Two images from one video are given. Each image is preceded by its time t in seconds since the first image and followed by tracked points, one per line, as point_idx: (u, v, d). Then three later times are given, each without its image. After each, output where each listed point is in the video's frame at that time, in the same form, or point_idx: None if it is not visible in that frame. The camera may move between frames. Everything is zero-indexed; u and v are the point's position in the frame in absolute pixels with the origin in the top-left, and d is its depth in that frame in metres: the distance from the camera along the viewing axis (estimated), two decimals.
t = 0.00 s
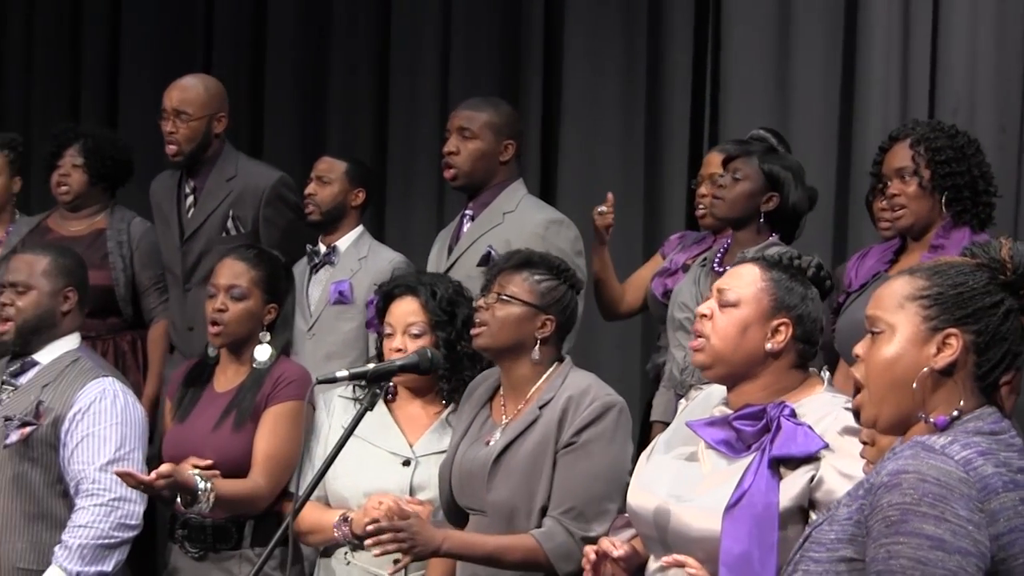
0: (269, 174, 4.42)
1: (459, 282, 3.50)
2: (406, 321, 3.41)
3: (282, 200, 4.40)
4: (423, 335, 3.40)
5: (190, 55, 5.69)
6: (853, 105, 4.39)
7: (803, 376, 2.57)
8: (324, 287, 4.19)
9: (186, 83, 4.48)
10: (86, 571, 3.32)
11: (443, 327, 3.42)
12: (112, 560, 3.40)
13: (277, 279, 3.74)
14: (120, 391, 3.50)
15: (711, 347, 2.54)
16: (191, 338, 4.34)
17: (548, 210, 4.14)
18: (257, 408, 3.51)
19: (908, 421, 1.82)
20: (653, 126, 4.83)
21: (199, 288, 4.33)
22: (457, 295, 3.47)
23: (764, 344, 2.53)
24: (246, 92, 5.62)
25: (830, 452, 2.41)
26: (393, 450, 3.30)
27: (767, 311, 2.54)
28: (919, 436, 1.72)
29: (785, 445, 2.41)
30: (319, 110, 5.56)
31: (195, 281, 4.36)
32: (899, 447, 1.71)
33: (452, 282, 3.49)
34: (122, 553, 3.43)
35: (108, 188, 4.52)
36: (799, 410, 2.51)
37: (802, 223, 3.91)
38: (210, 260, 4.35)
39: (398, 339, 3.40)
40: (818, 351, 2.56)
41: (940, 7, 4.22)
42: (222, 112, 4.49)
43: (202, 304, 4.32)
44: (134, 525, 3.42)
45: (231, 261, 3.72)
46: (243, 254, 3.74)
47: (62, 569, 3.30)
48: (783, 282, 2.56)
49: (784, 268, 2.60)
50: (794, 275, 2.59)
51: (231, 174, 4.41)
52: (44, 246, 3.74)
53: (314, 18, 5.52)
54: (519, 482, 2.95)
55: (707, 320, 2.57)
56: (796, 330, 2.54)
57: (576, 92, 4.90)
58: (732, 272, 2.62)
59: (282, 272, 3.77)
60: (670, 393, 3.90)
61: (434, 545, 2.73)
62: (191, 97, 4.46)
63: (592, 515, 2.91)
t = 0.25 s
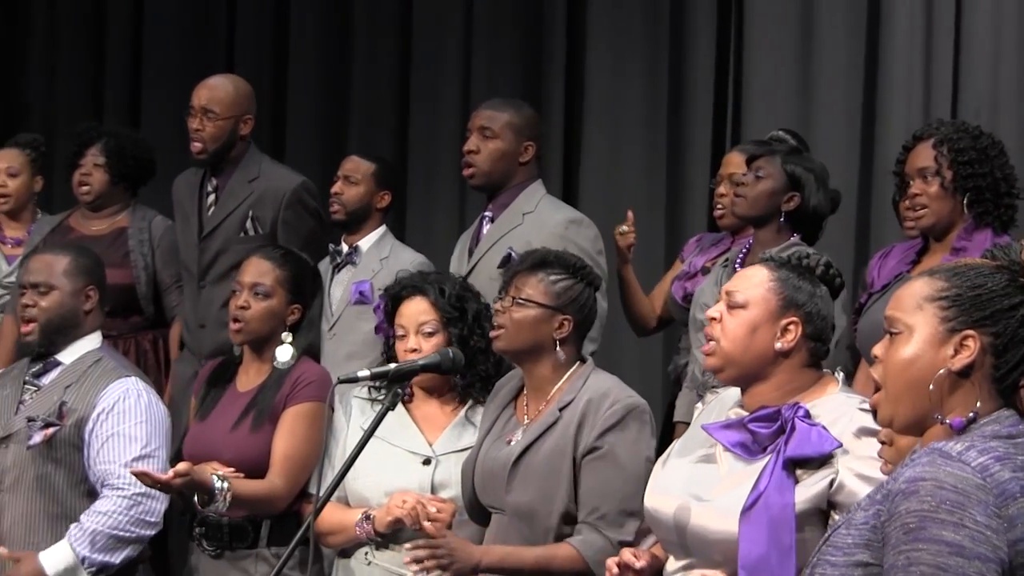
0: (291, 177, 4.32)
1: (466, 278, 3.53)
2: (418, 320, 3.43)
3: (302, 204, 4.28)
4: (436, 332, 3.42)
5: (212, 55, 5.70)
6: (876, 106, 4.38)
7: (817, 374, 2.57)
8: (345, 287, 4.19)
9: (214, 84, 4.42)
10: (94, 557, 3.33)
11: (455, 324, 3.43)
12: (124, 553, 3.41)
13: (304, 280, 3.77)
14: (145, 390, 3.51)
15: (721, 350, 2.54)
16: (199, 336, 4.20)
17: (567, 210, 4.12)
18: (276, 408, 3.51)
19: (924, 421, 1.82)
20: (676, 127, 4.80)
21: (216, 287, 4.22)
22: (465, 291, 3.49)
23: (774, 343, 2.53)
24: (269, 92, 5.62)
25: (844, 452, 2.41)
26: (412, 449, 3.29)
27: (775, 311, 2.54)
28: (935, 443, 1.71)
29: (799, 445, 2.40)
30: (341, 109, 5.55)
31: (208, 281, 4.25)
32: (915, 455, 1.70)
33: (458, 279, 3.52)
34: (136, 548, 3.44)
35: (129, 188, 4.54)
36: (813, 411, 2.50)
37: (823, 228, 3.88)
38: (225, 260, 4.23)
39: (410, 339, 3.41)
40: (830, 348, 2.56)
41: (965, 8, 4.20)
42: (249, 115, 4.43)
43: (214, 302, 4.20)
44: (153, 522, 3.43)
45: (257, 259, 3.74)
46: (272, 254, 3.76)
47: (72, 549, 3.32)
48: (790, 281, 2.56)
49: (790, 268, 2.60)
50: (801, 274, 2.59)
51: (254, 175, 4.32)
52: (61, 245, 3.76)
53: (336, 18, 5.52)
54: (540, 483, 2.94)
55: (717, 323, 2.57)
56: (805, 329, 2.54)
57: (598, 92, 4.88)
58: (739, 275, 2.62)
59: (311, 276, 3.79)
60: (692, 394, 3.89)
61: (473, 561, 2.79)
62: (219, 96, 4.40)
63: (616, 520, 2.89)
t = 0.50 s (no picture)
0: (312, 181, 4.33)
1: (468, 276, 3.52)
2: (423, 319, 3.42)
3: (321, 207, 4.29)
4: (441, 331, 3.42)
5: (228, 54, 5.70)
6: (892, 108, 4.38)
7: (824, 372, 2.56)
8: (362, 289, 4.19)
9: (239, 83, 4.44)
10: (95, 540, 3.36)
11: (458, 323, 3.42)
12: (128, 544, 3.42)
13: (320, 283, 3.77)
14: (159, 390, 3.52)
15: (726, 356, 2.55)
16: (210, 334, 4.19)
17: (581, 209, 4.13)
18: (286, 408, 3.51)
19: (933, 424, 1.81)
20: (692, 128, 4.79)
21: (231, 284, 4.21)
22: (469, 288, 3.48)
23: (777, 344, 2.52)
24: (285, 91, 5.62)
25: (853, 456, 2.41)
26: (425, 449, 3.30)
27: (775, 312, 2.53)
28: (944, 449, 1.70)
29: (807, 446, 2.40)
30: (356, 109, 5.54)
31: (223, 277, 4.24)
32: (924, 463, 1.69)
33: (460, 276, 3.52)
34: (142, 542, 3.45)
35: (144, 187, 4.56)
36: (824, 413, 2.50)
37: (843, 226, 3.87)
38: (241, 259, 4.23)
39: (416, 340, 3.41)
40: (837, 346, 2.54)
41: (982, 9, 4.20)
42: (273, 116, 4.45)
43: (227, 301, 4.20)
44: (164, 521, 3.43)
45: (275, 256, 3.75)
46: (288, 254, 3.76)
47: (78, 525, 3.36)
48: (788, 282, 2.56)
49: (789, 269, 2.60)
50: (799, 274, 2.58)
51: (275, 176, 4.33)
52: (71, 246, 3.77)
53: (352, 17, 5.51)
54: (552, 488, 2.93)
55: (720, 329, 2.57)
56: (807, 327, 2.53)
57: (614, 93, 4.87)
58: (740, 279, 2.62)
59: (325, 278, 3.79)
60: (709, 395, 3.90)
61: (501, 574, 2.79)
62: (244, 94, 4.42)
63: (635, 528, 2.87)
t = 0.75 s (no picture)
0: (324, 177, 4.35)
1: (471, 277, 3.52)
2: (427, 321, 3.43)
3: (332, 201, 4.31)
4: (446, 331, 3.42)
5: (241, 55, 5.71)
6: (905, 110, 4.37)
7: (823, 374, 2.55)
8: (373, 292, 4.20)
9: (256, 81, 4.45)
10: (103, 524, 3.38)
11: (463, 321, 3.42)
12: (132, 533, 3.44)
13: (336, 292, 3.78)
14: (168, 389, 3.53)
15: (723, 369, 2.55)
16: (221, 328, 4.21)
17: (598, 212, 4.13)
18: (298, 412, 3.51)
19: (948, 426, 1.81)
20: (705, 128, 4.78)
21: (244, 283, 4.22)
22: (472, 288, 3.49)
23: (771, 350, 2.53)
24: (298, 92, 5.62)
25: (852, 457, 2.41)
26: (430, 450, 3.31)
27: (765, 319, 2.54)
28: (958, 453, 1.69)
29: (807, 452, 2.41)
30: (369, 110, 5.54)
31: (233, 272, 4.25)
32: (939, 466, 1.68)
33: (462, 278, 3.52)
34: (146, 533, 3.46)
35: (158, 191, 4.56)
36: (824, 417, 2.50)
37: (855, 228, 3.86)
38: (253, 252, 4.25)
39: (422, 341, 3.42)
40: (832, 345, 2.54)
41: (995, 11, 4.19)
42: (290, 114, 4.46)
43: (239, 294, 4.22)
44: (172, 515, 3.45)
45: (293, 257, 3.77)
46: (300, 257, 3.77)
47: (86, 507, 3.38)
48: (775, 287, 2.57)
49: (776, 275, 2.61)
50: (787, 279, 2.59)
51: (288, 171, 4.34)
52: (84, 247, 3.77)
53: (364, 19, 5.51)
54: (562, 490, 2.94)
55: (713, 343, 2.58)
56: (799, 329, 2.53)
57: (626, 93, 4.86)
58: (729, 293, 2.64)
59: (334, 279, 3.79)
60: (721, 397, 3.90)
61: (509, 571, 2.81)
62: (261, 91, 4.43)
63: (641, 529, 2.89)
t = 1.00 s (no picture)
0: (329, 173, 4.33)
1: (481, 279, 3.53)
2: (435, 320, 3.44)
3: (338, 197, 4.30)
4: (451, 329, 3.43)
5: (252, 57, 5.72)
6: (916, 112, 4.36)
7: (832, 372, 2.55)
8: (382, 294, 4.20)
9: (260, 79, 4.45)
10: (111, 518, 3.38)
11: (469, 319, 3.42)
12: (141, 530, 3.43)
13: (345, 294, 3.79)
14: (178, 391, 3.55)
15: (734, 370, 2.55)
16: (235, 330, 4.22)
17: (613, 214, 4.12)
18: (311, 413, 3.52)
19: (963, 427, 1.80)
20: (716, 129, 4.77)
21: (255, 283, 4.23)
22: (479, 288, 3.50)
23: (781, 350, 2.53)
24: (309, 94, 5.62)
25: (859, 450, 2.43)
26: (433, 451, 3.32)
27: (773, 319, 2.55)
28: (969, 452, 1.69)
29: (817, 447, 2.43)
30: (379, 112, 5.55)
31: (243, 272, 4.26)
32: (949, 464, 1.68)
33: (472, 280, 3.53)
34: (156, 531, 3.45)
35: (170, 193, 4.57)
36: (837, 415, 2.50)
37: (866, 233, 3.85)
38: (262, 251, 4.24)
39: (429, 340, 3.43)
40: (843, 343, 2.54)
41: (1007, 13, 4.18)
42: (294, 111, 4.46)
43: (251, 294, 4.23)
44: (181, 513, 3.45)
45: (302, 261, 3.78)
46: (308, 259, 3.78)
47: (96, 501, 3.38)
48: (782, 287, 2.57)
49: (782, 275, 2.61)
50: (794, 278, 2.60)
51: (292, 168, 4.33)
52: (96, 247, 3.78)
53: (374, 21, 5.52)
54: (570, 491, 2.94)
55: (723, 345, 2.58)
56: (808, 328, 2.53)
57: (636, 94, 4.86)
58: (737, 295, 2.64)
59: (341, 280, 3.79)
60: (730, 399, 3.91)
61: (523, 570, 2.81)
62: (265, 89, 4.43)
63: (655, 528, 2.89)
